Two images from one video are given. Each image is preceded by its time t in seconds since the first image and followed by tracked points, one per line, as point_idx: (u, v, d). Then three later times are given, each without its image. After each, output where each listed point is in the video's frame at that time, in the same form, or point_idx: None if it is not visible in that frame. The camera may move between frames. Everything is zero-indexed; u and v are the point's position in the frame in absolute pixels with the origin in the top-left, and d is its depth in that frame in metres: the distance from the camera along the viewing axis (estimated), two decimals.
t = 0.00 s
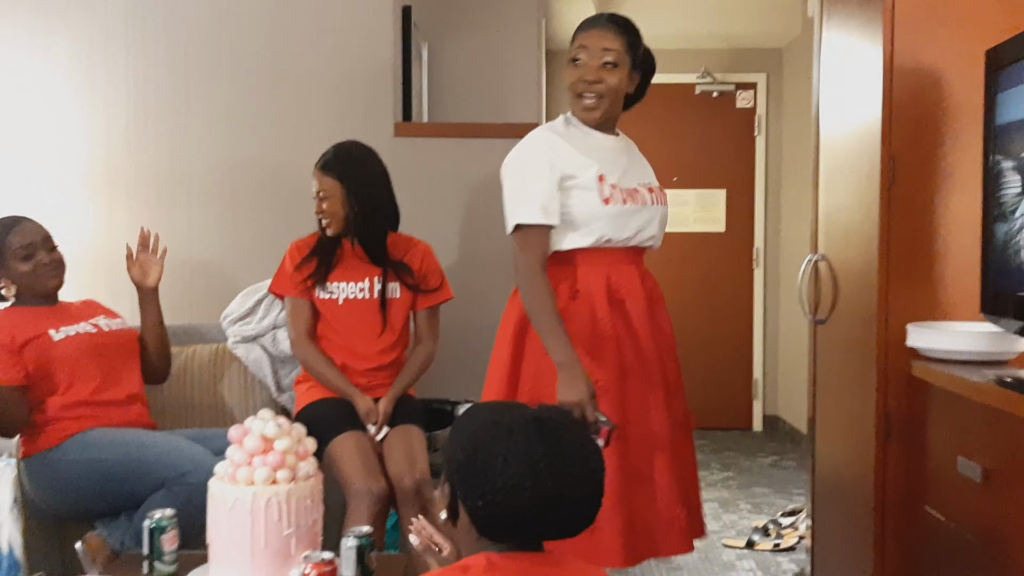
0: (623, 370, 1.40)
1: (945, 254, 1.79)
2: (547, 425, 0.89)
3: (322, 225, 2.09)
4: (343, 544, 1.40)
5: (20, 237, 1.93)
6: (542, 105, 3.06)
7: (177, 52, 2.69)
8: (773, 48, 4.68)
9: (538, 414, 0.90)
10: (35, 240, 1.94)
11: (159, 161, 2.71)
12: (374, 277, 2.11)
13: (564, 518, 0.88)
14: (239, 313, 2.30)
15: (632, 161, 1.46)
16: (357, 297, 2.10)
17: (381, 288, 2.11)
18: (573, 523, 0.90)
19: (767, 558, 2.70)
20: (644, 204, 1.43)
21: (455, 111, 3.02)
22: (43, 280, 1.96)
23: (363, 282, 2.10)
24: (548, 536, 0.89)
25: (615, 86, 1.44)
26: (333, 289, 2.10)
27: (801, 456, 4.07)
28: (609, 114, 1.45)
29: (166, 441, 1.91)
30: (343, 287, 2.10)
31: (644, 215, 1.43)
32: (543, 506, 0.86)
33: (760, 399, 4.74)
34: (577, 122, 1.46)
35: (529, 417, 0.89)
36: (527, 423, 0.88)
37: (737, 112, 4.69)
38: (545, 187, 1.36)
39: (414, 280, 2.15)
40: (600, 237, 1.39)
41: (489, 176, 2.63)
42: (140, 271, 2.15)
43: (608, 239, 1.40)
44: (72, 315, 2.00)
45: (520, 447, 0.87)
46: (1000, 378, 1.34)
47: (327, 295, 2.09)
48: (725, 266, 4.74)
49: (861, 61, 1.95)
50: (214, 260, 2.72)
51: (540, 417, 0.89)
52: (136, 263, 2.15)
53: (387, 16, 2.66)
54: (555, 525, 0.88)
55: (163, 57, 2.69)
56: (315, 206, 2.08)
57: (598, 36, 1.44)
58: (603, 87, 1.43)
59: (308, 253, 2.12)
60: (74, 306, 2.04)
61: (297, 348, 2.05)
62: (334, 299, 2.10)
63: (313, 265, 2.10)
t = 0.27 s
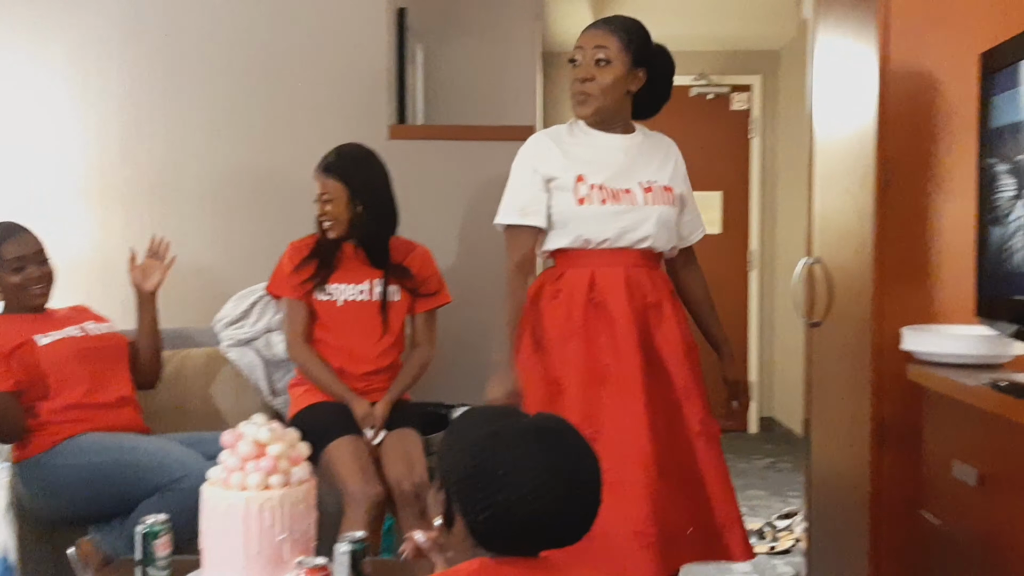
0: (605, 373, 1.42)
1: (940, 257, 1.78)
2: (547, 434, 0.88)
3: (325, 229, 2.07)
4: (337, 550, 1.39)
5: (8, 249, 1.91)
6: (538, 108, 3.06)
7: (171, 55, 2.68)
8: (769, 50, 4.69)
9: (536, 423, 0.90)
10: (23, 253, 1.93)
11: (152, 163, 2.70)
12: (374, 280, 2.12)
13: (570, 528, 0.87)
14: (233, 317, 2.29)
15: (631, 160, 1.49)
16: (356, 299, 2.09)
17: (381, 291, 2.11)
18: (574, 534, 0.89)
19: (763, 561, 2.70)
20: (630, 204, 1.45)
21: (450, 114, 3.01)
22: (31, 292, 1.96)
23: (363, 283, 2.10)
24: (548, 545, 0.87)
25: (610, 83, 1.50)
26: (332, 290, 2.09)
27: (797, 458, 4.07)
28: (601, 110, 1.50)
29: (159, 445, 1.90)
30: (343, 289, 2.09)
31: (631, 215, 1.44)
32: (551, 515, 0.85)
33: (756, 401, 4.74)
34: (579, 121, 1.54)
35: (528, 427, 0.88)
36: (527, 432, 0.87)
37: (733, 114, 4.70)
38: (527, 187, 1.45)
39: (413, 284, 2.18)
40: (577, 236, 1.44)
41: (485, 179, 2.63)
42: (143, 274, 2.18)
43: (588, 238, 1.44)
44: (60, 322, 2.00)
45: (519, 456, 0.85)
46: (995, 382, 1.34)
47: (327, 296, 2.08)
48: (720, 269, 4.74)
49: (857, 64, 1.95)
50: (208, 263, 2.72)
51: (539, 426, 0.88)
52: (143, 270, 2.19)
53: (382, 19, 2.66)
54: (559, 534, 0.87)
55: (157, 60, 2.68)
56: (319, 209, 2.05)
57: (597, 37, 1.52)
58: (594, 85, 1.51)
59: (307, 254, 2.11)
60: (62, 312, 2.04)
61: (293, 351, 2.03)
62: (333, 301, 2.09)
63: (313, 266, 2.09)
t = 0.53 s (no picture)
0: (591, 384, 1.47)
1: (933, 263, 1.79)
2: (534, 450, 0.88)
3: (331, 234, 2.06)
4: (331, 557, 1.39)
5: None
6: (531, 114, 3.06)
7: (166, 62, 2.68)
8: (762, 56, 4.70)
9: (522, 438, 0.90)
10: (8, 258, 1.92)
11: (146, 170, 2.70)
12: (376, 288, 2.11)
13: (553, 541, 0.87)
14: (228, 322, 2.30)
15: (650, 173, 1.49)
16: (357, 308, 2.09)
17: (383, 299, 2.11)
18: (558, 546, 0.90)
19: (758, 567, 2.70)
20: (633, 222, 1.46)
21: (444, 121, 3.02)
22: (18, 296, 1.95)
23: (364, 292, 2.10)
24: (534, 559, 0.88)
25: (642, 95, 1.51)
26: (334, 299, 2.09)
27: (792, 463, 4.07)
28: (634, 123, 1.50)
29: (152, 454, 1.90)
30: (344, 297, 2.09)
31: (633, 232, 1.46)
32: (535, 531, 0.86)
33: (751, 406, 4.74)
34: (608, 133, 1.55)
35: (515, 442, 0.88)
36: (515, 449, 0.87)
37: (727, 119, 4.71)
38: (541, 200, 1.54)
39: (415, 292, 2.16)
40: (582, 249, 1.51)
41: (479, 185, 2.63)
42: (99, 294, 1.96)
43: (592, 251, 1.50)
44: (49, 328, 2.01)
45: (508, 474, 0.86)
46: (986, 389, 1.34)
47: (328, 304, 2.09)
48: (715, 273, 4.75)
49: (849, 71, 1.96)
50: (202, 269, 2.72)
51: (527, 443, 0.89)
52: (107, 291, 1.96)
53: (376, 26, 2.66)
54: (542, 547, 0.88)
55: (151, 66, 2.69)
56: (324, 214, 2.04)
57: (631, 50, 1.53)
58: (626, 98, 1.51)
59: (308, 261, 2.11)
60: (53, 319, 2.05)
61: (290, 358, 2.03)
62: (334, 309, 2.09)
63: (313, 274, 2.08)
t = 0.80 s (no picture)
0: (607, 390, 1.55)
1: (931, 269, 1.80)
2: (522, 470, 0.81)
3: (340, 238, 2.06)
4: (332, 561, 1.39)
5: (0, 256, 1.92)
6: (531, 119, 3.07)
7: (166, 67, 2.69)
8: (760, 61, 4.71)
9: (511, 456, 0.82)
10: (15, 261, 1.93)
11: (146, 175, 2.71)
12: (382, 299, 2.11)
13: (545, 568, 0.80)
14: (227, 327, 2.31)
15: (662, 187, 1.52)
16: (362, 319, 2.09)
17: (389, 310, 2.11)
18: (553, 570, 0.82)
19: (757, 571, 2.70)
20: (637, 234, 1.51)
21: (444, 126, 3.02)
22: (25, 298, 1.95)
23: (369, 303, 2.10)
24: None
25: (661, 113, 1.53)
26: (339, 310, 2.09)
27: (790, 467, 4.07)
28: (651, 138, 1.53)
29: (151, 458, 1.90)
30: (349, 308, 2.09)
31: (636, 245, 1.52)
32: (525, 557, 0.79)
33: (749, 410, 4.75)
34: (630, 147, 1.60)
35: (503, 461, 0.81)
36: (501, 470, 0.80)
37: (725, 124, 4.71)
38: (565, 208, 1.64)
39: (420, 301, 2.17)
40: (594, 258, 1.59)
41: (478, 190, 2.64)
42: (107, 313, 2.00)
43: (603, 260, 1.58)
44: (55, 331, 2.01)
45: (495, 496, 0.79)
46: (985, 394, 1.35)
47: (332, 315, 2.08)
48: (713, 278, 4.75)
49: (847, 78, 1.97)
50: (202, 273, 2.72)
51: (514, 462, 0.81)
52: (117, 308, 2.00)
53: (375, 31, 2.67)
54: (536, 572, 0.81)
55: (152, 72, 2.69)
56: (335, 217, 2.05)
57: (652, 66, 1.55)
58: (644, 112, 1.53)
59: (314, 271, 2.10)
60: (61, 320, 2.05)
61: (292, 366, 2.03)
62: (339, 319, 2.09)
63: (319, 284, 2.08)
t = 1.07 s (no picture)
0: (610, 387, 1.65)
1: (924, 276, 1.81)
2: (515, 486, 0.81)
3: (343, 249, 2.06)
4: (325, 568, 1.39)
5: (16, 253, 1.93)
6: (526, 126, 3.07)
7: (162, 74, 2.69)
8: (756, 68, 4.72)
9: (504, 470, 0.82)
10: (30, 256, 1.95)
11: (143, 181, 2.71)
12: (381, 311, 2.11)
13: None
14: (224, 333, 2.30)
15: (658, 188, 1.63)
16: (361, 332, 2.09)
17: (387, 322, 2.11)
18: None
19: None
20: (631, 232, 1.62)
21: (440, 132, 3.03)
22: (38, 297, 1.95)
23: (367, 316, 2.09)
24: None
25: (655, 108, 1.64)
26: (337, 323, 2.08)
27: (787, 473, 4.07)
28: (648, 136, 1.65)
29: (146, 466, 1.90)
30: (347, 321, 2.08)
31: (631, 242, 1.62)
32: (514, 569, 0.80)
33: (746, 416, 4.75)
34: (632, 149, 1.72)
35: (494, 476, 0.81)
36: (495, 485, 0.80)
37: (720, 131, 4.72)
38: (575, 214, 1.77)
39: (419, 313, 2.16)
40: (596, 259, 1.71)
41: (474, 197, 2.64)
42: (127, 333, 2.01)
43: (604, 261, 1.69)
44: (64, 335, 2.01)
45: (488, 513, 0.79)
46: (978, 400, 1.35)
47: (330, 328, 2.09)
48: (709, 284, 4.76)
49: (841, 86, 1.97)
50: (198, 280, 2.72)
51: (507, 476, 0.81)
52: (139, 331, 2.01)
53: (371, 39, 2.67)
54: None
55: (148, 79, 2.70)
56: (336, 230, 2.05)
57: (648, 66, 1.67)
58: (639, 109, 1.66)
59: (313, 282, 2.10)
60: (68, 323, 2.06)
61: (287, 375, 2.04)
62: (337, 333, 2.09)
63: (316, 296, 2.08)
